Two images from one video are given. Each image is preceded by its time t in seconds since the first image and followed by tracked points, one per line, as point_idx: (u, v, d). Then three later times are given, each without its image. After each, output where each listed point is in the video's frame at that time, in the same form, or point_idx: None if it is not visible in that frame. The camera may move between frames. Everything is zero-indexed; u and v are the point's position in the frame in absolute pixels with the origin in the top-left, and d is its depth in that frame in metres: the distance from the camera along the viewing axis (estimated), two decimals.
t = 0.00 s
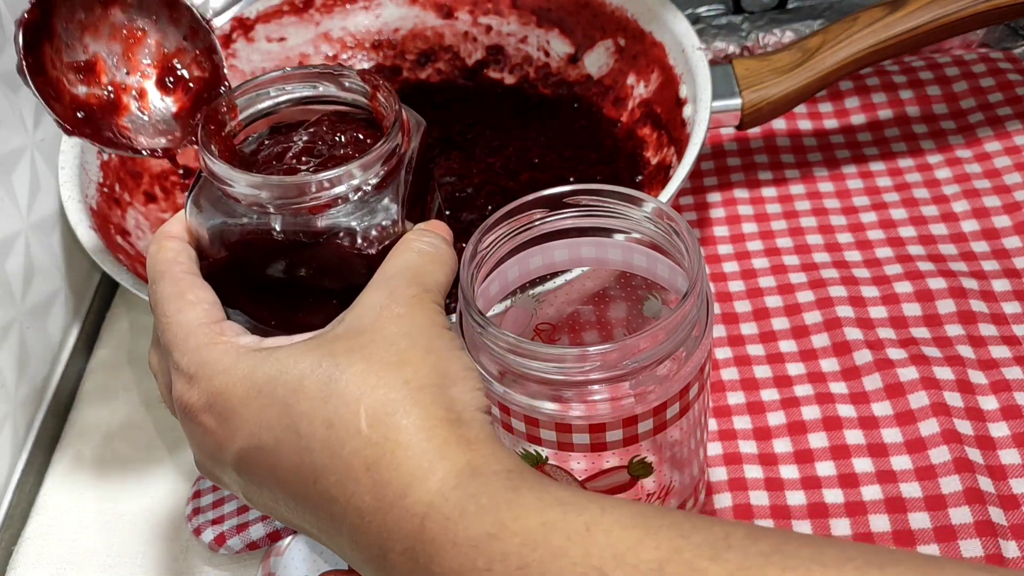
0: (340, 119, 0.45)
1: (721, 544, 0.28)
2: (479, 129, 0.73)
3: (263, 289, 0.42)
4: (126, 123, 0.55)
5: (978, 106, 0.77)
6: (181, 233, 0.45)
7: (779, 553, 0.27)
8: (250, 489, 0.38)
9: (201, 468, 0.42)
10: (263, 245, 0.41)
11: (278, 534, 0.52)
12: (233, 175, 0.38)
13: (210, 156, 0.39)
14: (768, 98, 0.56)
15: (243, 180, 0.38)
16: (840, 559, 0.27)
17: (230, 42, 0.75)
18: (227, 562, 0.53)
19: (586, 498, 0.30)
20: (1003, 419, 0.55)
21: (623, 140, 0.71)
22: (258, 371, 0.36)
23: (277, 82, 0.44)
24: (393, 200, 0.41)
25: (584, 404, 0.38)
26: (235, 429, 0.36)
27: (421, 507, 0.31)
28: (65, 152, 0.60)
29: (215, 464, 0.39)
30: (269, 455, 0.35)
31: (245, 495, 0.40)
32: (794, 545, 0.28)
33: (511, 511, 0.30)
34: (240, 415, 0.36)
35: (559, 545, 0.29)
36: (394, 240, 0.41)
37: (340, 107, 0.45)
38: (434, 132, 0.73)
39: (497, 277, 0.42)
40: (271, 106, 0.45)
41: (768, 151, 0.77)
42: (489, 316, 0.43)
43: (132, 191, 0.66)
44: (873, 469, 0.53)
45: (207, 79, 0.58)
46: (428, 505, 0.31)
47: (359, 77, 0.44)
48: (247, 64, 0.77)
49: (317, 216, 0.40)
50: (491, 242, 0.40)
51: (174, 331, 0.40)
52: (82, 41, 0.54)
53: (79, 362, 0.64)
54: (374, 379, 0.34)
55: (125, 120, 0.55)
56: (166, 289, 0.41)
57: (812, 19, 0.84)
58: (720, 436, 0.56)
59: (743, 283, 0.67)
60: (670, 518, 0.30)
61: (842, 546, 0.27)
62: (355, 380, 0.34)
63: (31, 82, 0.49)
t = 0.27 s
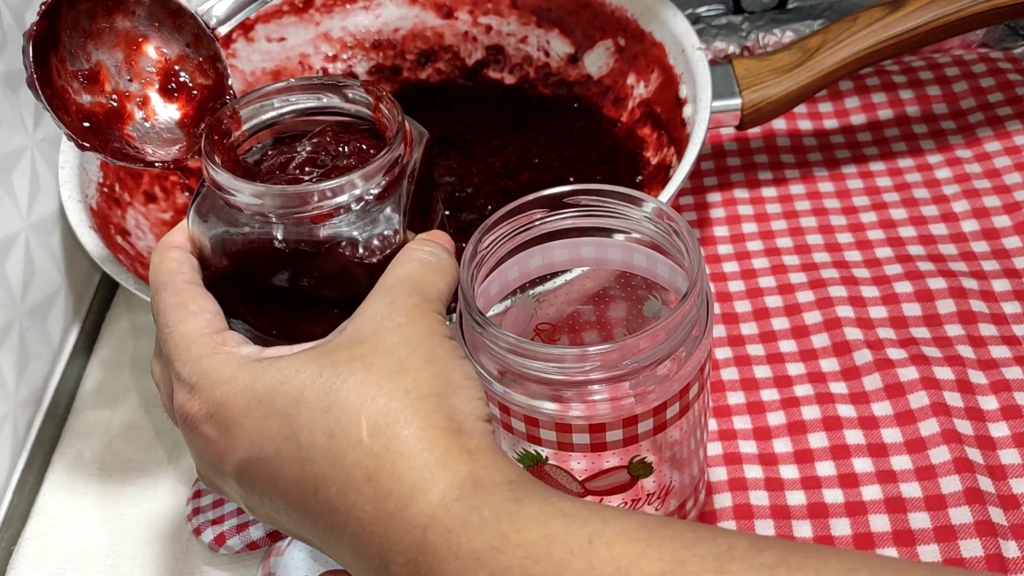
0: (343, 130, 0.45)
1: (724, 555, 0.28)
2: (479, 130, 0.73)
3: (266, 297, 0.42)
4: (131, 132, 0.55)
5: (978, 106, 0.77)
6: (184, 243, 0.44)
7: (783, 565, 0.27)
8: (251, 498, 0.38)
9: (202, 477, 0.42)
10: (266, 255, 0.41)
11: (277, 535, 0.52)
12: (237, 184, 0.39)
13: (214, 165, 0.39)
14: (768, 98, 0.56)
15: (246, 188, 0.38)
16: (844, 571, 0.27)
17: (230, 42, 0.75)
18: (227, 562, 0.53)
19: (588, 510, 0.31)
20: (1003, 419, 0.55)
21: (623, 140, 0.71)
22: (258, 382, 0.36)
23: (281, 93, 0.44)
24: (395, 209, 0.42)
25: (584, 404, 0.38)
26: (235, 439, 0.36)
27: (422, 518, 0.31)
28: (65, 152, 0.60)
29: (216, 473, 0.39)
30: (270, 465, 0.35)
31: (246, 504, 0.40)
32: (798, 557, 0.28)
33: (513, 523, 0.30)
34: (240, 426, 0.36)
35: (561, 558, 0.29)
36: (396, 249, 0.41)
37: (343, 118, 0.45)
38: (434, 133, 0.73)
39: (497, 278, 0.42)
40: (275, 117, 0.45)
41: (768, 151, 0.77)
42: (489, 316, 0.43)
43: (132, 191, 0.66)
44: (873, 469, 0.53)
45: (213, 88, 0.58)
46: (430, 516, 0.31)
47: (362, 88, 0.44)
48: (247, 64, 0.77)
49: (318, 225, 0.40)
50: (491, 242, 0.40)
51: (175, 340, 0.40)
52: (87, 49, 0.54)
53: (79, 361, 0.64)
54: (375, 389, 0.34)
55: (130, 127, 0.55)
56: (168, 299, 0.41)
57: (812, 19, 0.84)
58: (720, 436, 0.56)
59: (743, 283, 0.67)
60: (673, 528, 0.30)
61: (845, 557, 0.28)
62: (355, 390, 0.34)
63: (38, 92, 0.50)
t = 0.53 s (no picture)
0: (341, 144, 0.45)
1: (729, 566, 0.28)
2: (479, 130, 0.73)
3: (268, 313, 0.42)
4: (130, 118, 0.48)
5: (978, 106, 0.77)
6: (187, 262, 0.44)
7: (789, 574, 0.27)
8: (261, 514, 0.38)
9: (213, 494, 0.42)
10: (269, 270, 0.41)
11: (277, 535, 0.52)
12: (237, 202, 0.38)
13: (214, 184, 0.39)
14: (768, 98, 0.56)
15: (247, 206, 0.38)
16: None
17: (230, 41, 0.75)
18: (228, 561, 0.53)
19: (596, 521, 0.30)
20: (1003, 419, 0.55)
21: (623, 140, 0.71)
22: (263, 399, 0.36)
23: (278, 110, 0.43)
24: (394, 221, 0.42)
25: (584, 404, 0.38)
26: (243, 457, 0.36)
27: (431, 532, 0.31)
28: (65, 152, 0.60)
29: (226, 490, 0.39)
30: (280, 481, 0.35)
31: (256, 519, 0.40)
32: (804, 567, 0.28)
33: (521, 536, 0.30)
34: (247, 444, 0.36)
35: (570, 571, 0.29)
36: (396, 260, 0.41)
37: (340, 131, 0.45)
38: (434, 133, 0.73)
39: (497, 278, 0.42)
40: (273, 133, 0.44)
41: (768, 151, 0.77)
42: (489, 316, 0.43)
43: (132, 191, 0.67)
44: (873, 469, 0.53)
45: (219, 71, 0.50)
46: (439, 530, 0.31)
47: (359, 102, 0.43)
48: (248, 64, 0.77)
49: (319, 240, 0.40)
50: (491, 243, 0.40)
51: (180, 359, 0.40)
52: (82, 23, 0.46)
53: (79, 361, 0.64)
54: (380, 403, 0.34)
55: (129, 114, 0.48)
56: (173, 318, 0.41)
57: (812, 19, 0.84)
58: (720, 436, 0.56)
59: (743, 283, 0.67)
60: (680, 540, 0.29)
61: (851, 566, 0.28)
62: (361, 405, 0.34)
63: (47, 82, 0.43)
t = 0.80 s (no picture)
0: (320, 154, 0.45)
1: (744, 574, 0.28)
2: (478, 129, 0.73)
3: (258, 330, 0.42)
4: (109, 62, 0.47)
5: (978, 106, 0.77)
6: (173, 283, 0.44)
7: None
8: (273, 534, 0.38)
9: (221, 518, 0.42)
10: (259, 286, 0.41)
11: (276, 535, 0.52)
12: (223, 220, 0.38)
13: (198, 203, 0.39)
14: (767, 98, 0.56)
15: (234, 224, 0.38)
16: None
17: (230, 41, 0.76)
18: (228, 561, 0.53)
19: (611, 529, 0.30)
20: (1003, 419, 0.55)
21: (623, 140, 0.71)
22: (270, 418, 0.36)
23: (255, 122, 0.44)
24: (382, 231, 0.42)
25: (584, 404, 0.38)
26: (253, 478, 0.36)
27: (450, 543, 0.31)
28: (65, 152, 0.60)
29: (236, 512, 0.39)
30: (292, 500, 0.35)
31: (268, 540, 0.39)
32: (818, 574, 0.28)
33: (539, 546, 0.30)
34: (257, 464, 0.36)
35: None
36: (387, 270, 0.41)
37: (317, 142, 0.45)
38: (434, 132, 0.73)
39: (497, 278, 0.42)
40: (251, 147, 0.44)
41: (768, 151, 0.77)
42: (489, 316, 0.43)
43: (132, 191, 0.67)
44: (873, 469, 0.53)
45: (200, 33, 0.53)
46: (459, 540, 0.31)
47: (336, 112, 0.44)
48: (248, 64, 0.77)
49: (307, 253, 0.40)
50: (491, 243, 0.40)
51: (184, 383, 0.40)
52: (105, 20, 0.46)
53: (78, 361, 0.64)
54: (389, 417, 0.34)
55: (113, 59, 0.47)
56: (167, 343, 0.41)
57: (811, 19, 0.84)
58: (720, 436, 0.56)
59: (743, 283, 0.67)
60: (694, 548, 0.29)
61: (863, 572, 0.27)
62: (370, 419, 0.34)
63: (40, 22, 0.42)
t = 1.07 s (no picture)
0: (323, 153, 0.45)
1: (754, 569, 0.28)
2: (479, 129, 0.73)
3: (262, 327, 0.41)
4: (125, 114, 0.51)
5: (978, 106, 0.77)
6: (178, 280, 0.44)
7: None
8: (280, 528, 0.38)
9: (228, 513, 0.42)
10: (264, 284, 0.40)
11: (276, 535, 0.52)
12: (228, 218, 0.38)
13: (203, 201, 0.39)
14: (768, 98, 0.56)
15: (240, 221, 0.38)
16: None
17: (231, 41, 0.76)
18: (229, 561, 0.53)
19: (620, 522, 0.30)
20: (1003, 419, 0.55)
21: (624, 140, 0.71)
22: (278, 412, 0.36)
23: (260, 121, 0.44)
24: (386, 229, 0.42)
25: (584, 404, 0.38)
26: (260, 472, 0.36)
27: (458, 535, 0.31)
28: (65, 152, 0.60)
29: (243, 507, 0.39)
30: (300, 493, 0.35)
31: (275, 535, 0.39)
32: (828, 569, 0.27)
33: (547, 537, 0.30)
34: (264, 458, 0.36)
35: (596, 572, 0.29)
36: (391, 267, 0.42)
37: (320, 142, 0.45)
38: (434, 133, 0.73)
39: (497, 278, 0.42)
40: (254, 146, 0.44)
41: (768, 151, 0.77)
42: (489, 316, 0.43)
43: (132, 190, 0.66)
44: (873, 469, 0.53)
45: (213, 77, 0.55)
46: (467, 532, 0.31)
47: (340, 111, 0.44)
48: (248, 64, 0.77)
49: (313, 250, 0.40)
50: (491, 242, 0.40)
51: (190, 379, 0.40)
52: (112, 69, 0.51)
53: (78, 361, 0.64)
54: (398, 410, 0.34)
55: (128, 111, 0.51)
56: (173, 339, 0.41)
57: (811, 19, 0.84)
58: (720, 436, 0.56)
59: (743, 283, 0.67)
60: (703, 541, 0.29)
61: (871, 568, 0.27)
62: (378, 413, 0.34)
63: (61, 94, 0.47)
